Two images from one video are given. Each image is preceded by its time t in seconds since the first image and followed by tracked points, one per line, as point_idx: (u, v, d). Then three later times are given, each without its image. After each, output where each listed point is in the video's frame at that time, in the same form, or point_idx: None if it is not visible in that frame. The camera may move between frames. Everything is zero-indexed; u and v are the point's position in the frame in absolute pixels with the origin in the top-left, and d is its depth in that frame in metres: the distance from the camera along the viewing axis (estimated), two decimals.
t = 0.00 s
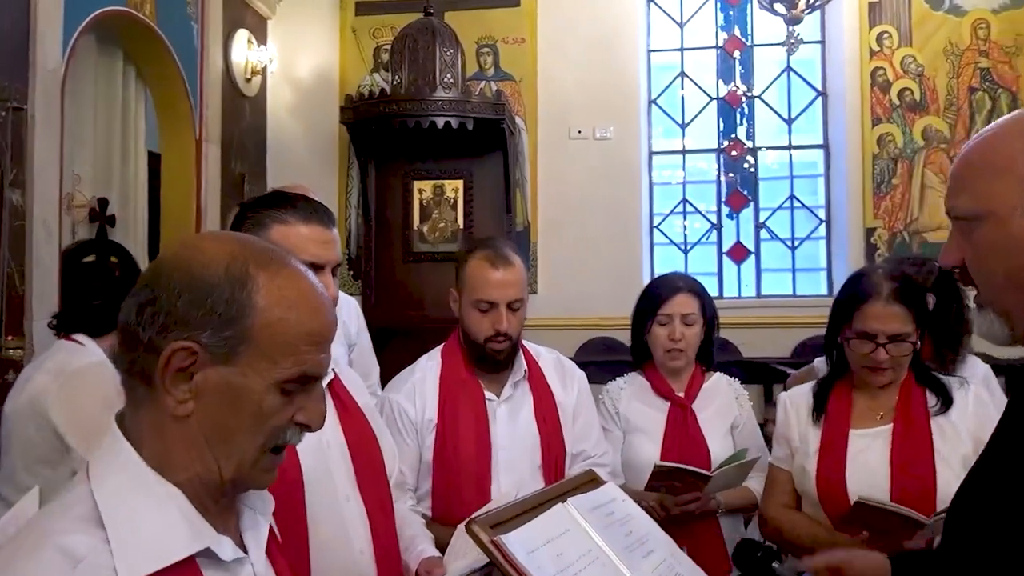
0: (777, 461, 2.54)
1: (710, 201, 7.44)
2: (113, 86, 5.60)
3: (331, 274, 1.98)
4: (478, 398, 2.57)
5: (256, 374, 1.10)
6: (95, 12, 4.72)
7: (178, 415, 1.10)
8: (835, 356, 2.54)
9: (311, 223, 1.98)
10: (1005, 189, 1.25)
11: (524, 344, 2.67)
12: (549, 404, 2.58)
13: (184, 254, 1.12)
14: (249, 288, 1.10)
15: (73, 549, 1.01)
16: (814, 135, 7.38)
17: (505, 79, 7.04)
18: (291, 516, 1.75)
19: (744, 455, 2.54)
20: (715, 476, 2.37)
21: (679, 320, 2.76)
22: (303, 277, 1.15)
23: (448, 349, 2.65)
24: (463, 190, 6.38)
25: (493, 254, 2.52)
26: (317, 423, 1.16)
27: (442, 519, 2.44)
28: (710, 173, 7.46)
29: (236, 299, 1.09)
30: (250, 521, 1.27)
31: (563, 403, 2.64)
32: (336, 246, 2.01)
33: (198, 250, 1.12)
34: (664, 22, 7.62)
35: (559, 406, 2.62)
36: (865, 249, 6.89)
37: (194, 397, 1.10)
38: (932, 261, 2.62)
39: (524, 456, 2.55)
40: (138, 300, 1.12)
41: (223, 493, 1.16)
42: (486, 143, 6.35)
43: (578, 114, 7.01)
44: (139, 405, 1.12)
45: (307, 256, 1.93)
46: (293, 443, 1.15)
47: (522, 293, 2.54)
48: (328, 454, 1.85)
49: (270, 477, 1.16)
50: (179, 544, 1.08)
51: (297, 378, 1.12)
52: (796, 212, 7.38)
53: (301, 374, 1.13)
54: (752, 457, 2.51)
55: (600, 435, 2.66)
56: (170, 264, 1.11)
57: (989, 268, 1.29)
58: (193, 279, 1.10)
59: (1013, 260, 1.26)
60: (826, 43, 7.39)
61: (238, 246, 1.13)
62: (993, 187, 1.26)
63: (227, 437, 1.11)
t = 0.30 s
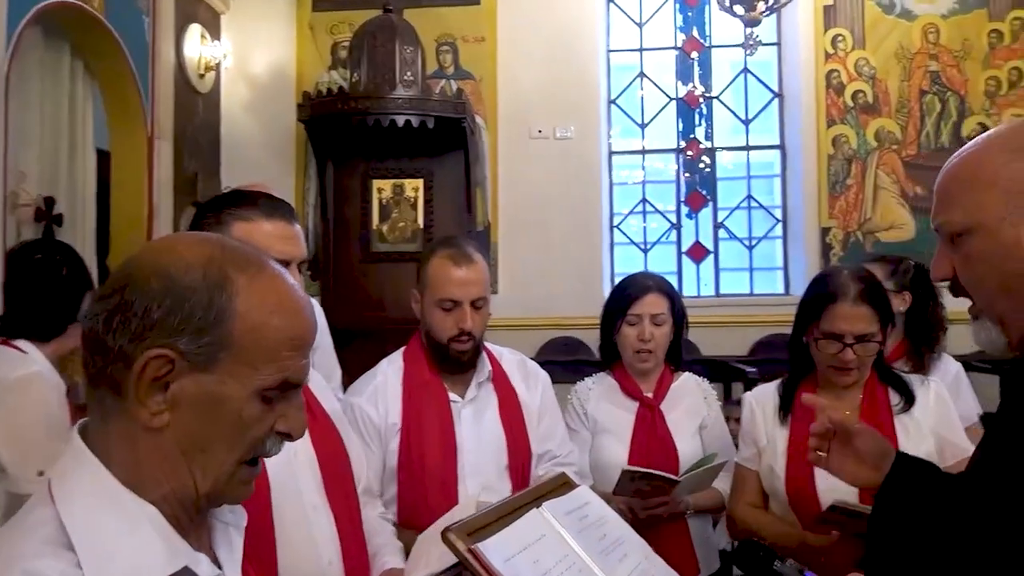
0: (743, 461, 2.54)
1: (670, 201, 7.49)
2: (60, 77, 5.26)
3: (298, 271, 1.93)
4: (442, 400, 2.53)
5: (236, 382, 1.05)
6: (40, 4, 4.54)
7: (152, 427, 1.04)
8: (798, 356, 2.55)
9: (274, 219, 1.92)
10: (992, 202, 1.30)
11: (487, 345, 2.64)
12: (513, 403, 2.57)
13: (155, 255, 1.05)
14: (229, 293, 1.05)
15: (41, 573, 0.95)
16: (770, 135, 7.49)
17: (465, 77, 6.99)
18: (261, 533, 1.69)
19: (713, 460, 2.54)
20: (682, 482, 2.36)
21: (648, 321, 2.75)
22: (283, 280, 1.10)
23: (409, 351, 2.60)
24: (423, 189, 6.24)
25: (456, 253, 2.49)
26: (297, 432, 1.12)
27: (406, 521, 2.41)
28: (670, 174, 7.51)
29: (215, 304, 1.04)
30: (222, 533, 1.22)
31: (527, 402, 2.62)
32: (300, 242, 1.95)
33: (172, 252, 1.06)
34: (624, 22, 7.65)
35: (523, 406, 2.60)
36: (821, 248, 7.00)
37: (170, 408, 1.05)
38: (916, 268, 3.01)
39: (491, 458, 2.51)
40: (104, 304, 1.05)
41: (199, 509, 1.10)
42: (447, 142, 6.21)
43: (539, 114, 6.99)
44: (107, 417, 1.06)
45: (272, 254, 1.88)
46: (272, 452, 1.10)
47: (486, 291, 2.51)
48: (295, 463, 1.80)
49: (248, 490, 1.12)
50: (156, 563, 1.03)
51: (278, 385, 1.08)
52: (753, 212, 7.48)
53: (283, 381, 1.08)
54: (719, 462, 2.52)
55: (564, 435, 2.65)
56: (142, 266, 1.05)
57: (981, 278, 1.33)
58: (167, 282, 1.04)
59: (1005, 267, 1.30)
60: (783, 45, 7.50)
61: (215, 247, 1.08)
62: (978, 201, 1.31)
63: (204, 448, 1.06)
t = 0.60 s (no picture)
0: (704, 461, 2.55)
1: (628, 201, 7.53)
2: None
3: (257, 264, 1.86)
4: (399, 400, 2.49)
5: (191, 378, 1.00)
6: None
7: (101, 426, 0.98)
8: (759, 355, 2.57)
9: (228, 212, 1.86)
10: (965, 207, 1.37)
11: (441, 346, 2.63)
12: (468, 400, 2.55)
13: (104, 244, 1.00)
14: (181, 284, 1.00)
15: None
16: (726, 137, 7.58)
17: (424, 74, 6.92)
18: (222, 537, 1.66)
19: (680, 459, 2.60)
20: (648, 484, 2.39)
21: (613, 321, 2.83)
22: (238, 270, 1.05)
23: (363, 352, 2.56)
24: (381, 186, 6.13)
25: (410, 249, 2.47)
26: (257, 429, 1.07)
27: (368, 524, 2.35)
28: (628, 174, 7.55)
29: (167, 295, 0.99)
30: (178, 540, 1.16)
31: (483, 400, 2.61)
32: (256, 235, 1.89)
33: (120, 242, 1.00)
34: (582, 22, 7.66)
35: (480, 404, 2.59)
36: (775, 249, 7.10)
37: (120, 407, 0.99)
38: (859, 268, 3.05)
39: (451, 459, 2.47)
40: (48, 297, 0.99)
41: (152, 513, 1.05)
42: (404, 139, 6.10)
43: (497, 112, 6.97)
44: (52, 418, 0.99)
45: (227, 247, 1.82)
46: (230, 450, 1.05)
47: (441, 287, 2.49)
48: (253, 464, 1.76)
49: (204, 491, 1.07)
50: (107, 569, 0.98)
51: (236, 380, 1.03)
52: (709, 212, 7.57)
53: (240, 374, 1.03)
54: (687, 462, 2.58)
55: (522, 434, 2.63)
56: (87, 257, 0.99)
57: (953, 281, 1.41)
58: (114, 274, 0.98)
59: (975, 270, 1.38)
60: (738, 49, 7.59)
61: (167, 237, 1.02)
62: (950, 207, 1.39)
63: (158, 448, 1.00)
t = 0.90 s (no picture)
0: (657, 461, 2.55)
1: (582, 202, 7.56)
2: None
3: (202, 258, 1.83)
4: (344, 401, 2.44)
5: (114, 374, 0.96)
6: None
7: (17, 426, 0.93)
8: (713, 356, 2.59)
9: (173, 205, 1.80)
10: (920, 214, 1.42)
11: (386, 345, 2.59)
12: (412, 399, 2.52)
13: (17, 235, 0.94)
14: (102, 276, 0.95)
15: None
16: (678, 139, 7.67)
17: (377, 69, 6.83)
18: (168, 541, 1.66)
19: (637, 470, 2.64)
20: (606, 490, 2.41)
21: (570, 320, 2.85)
22: (163, 261, 1.01)
23: (305, 352, 2.51)
24: (332, 182, 6.03)
25: (355, 245, 2.44)
26: (187, 427, 1.04)
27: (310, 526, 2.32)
28: (582, 174, 7.58)
29: (86, 286, 0.94)
30: (104, 547, 1.14)
31: (428, 399, 2.58)
32: (200, 228, 1.83)
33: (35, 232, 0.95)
34: (537, 21, 7.66)
35: (426, 404, 2.56)
36: (725, 251, 7.19)
37: (38, 406, 0.94)
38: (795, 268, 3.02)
39: (397, 461, 2.43)
40: None
41: (73, 517, 1.01)
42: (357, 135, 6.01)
43: (451, 109, 6.92)
44: None
45: (169, 240, 1.76)
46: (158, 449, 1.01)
47: (386, 285, 2.46)
48: (200, 467, 1.75)
49: (132, 493, 1.02)
50: None
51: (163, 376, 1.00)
52: (661, 213, 7.64)
53: (167, 369, 1.00)
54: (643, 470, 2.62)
55: (466, 434, 2.63)
56: None
57: (909, 288, 1.46)
58: (29, 266, 0.93)
59: (930, 277, 1.43)
60: (691, 52, 7.67)
61: (86, 227, 0.98)
62: (902, 216, 1.44)
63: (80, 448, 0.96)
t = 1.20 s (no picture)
0: (624, 461, 2.56)
1: (550, 202, 7.57)
2: None
3: (162, 253, 1.80)
4: (303, 403, 2.41)
5: (34, 358, 0.90)
6: None
7: None
8: (682, 356, 2.59)
9: (132, 197, 1.76)
10: (897, 215, 1.43)
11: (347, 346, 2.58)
12: (372, 400, 2.51)
13: None
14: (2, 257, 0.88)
15: None
16: (646, 141, 7.72)
17: (346, 65, 6.76)
18: (124, 545, 1.63)
19: (605, 469, 2.64)
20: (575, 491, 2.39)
21: (538, 318, 2.84)
22: (66, 237, 0.95)
23: (262, 354, 2.46)
24: (299, 179, 5.94)
25: (318, 246, 2.42)
26: (122, 403, 0.98)
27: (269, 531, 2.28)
28: (551, 175, 7.58)
29: None
30: (32, 551, 1.16)
31: (388, 400, 2.59)
32: (160, 222, 1.79)
33: None
34: (508, 20, 7.64)
35: (386, 405, 2.56)
36: (692, 252, 7.24)
37: None
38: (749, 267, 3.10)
39: (357, 464, 2.42)
40: None
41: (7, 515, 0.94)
42: (324, 131, 5.95)
43: (420, 107, 6.88)
44: None
45: (128, 234, 1.71)
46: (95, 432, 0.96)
47: (348, 287, 2.44)
48: (158, 466, 1.74)
49: (75, 479, 0.96)
50: None
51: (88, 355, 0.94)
52: (629, 214, 7.67)
53: (92, 346, 0.94)
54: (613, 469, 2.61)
55: (425, 434, 2.64)
56: None
57: (883, 288, 1.47)
58: None
59: (904, 278, 1.44)
60: (660, 54, 7.72)
61: None
62: (884, 215, 1.44)
63: (9, 439, 0.90)
